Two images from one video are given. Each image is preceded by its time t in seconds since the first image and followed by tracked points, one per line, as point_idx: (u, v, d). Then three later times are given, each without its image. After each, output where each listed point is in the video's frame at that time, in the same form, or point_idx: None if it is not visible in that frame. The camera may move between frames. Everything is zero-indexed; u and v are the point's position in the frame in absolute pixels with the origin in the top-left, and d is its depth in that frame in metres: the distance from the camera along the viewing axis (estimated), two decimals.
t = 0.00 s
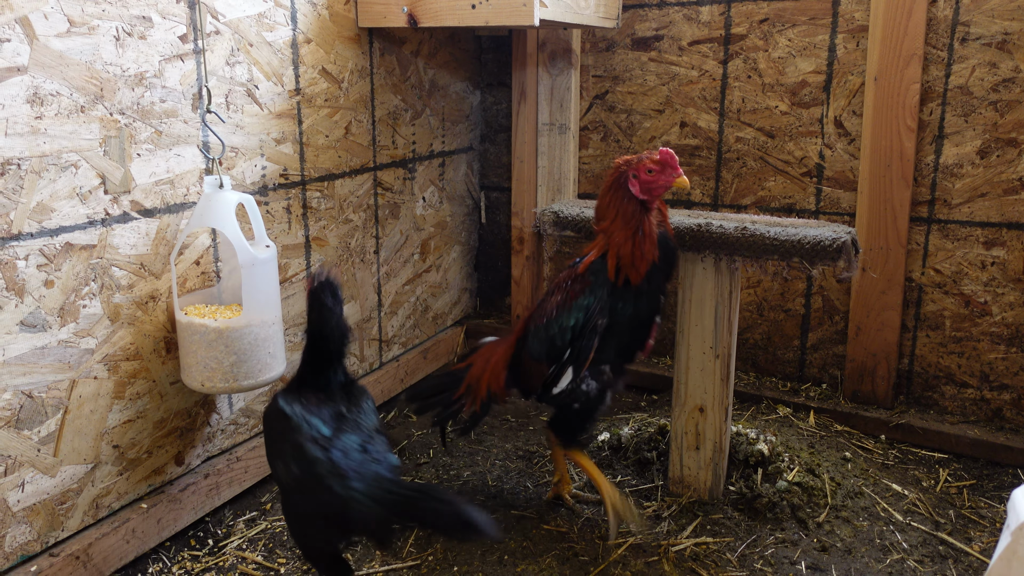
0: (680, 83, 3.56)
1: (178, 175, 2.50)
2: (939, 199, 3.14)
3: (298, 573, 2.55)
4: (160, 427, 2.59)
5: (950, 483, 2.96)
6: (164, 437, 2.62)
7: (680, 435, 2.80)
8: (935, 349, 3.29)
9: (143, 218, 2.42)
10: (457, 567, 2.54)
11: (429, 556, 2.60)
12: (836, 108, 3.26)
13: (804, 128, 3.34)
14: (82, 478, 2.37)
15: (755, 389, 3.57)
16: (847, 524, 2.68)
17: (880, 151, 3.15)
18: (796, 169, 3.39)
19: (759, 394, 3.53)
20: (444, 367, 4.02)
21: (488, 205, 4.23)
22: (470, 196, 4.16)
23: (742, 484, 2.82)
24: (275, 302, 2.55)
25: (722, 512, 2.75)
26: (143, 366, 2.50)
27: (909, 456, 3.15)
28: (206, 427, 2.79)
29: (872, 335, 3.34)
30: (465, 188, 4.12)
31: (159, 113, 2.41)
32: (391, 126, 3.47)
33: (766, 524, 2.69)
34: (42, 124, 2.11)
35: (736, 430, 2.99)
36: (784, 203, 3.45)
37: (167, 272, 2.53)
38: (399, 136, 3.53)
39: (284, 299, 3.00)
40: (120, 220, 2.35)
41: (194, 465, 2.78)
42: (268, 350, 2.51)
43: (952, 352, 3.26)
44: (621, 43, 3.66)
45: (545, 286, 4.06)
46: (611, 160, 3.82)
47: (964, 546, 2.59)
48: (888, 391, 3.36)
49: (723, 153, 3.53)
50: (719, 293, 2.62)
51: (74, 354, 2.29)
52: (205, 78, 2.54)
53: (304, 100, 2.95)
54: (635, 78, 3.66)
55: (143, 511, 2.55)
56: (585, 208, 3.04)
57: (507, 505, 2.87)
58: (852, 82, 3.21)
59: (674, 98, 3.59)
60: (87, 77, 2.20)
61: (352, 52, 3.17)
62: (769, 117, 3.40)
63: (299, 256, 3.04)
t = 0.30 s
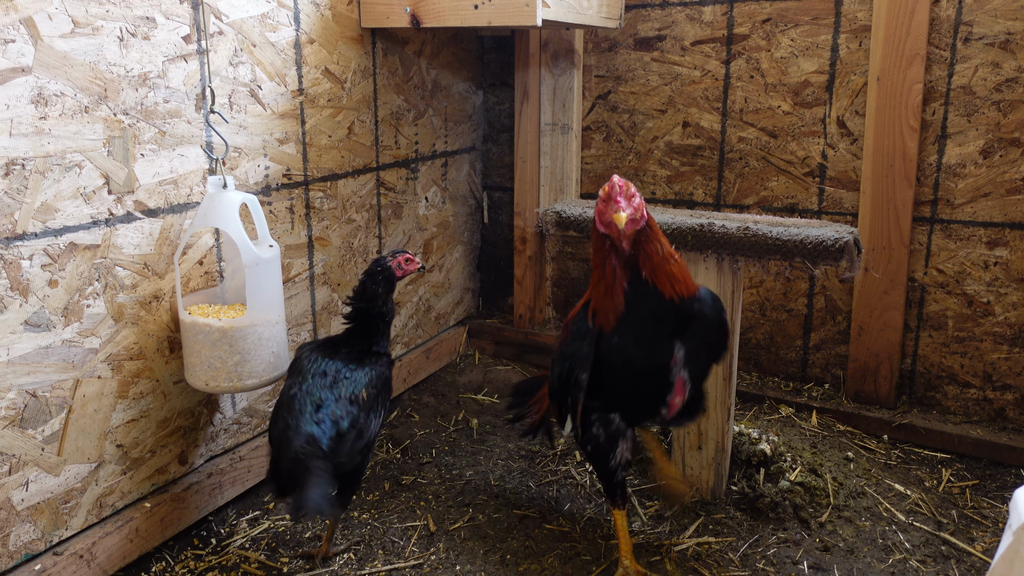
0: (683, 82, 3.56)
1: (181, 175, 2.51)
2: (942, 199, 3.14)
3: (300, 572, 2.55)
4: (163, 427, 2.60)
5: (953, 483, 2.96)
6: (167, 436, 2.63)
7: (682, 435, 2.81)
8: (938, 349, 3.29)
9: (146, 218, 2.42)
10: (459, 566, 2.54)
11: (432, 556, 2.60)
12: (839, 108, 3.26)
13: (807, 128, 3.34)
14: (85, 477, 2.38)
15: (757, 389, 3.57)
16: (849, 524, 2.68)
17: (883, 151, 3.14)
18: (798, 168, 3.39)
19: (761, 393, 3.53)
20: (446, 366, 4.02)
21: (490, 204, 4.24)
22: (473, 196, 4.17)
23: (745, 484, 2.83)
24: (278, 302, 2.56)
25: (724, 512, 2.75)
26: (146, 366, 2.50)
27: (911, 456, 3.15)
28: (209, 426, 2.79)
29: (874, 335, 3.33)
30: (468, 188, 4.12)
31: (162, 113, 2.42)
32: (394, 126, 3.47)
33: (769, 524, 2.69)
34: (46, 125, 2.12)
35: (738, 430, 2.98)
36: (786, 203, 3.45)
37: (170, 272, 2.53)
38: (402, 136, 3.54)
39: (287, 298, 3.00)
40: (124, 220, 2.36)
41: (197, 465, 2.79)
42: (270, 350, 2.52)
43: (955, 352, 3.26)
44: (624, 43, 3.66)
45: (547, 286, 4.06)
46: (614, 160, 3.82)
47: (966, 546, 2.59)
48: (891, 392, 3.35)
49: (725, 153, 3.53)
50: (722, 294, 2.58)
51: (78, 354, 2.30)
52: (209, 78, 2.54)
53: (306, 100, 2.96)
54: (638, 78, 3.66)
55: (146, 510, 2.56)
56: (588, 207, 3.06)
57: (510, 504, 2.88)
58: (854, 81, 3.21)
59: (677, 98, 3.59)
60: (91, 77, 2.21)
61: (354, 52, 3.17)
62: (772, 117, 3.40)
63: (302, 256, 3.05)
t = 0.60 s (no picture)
0: (686, 82, 3.56)
1: (185, 174, 2.51)
2: (946, 198, 3.13)
3: (304, 570, 2.55)
4: (168, 425, 2.61)
5: (957, 483, 2.96)
6: (171, 434, 2.63)
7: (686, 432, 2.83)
8: (941, 348, 3.29)
9: (151, 217, 2.43)
10: (462, 565, 2.55)
11: (435, 554, 2.60)
12: (842, 107, 3.26)
13: (810, 128, 3.34)
14: (90, 475, 2.38)
15: (760, 389, 3.56)
16: (852, 523, 2.68)
17: (887, 150, 3.14)
18: (802, 168, 3.39)
19: (764, 393, 3.52)
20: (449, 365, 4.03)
21: (493, 204, 4.24)
22: (476, 196, 4.17)
23: (748, 484, 2.81)
24: (285, 299, 2.57)
25: (727, 511, 2.75)
26: (151, 364, 2.51)
27: (915, 455, 3.14)
28: (214, 425, 2.80)
29: (878, 335, 3.33)
30: (471, 187, 4.12)
31: (166, 112, 2.42)
32: (398, 125, 3.48)
33: (772, 523, 2.69)
34: (51, 123, 2.13)
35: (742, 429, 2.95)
36: (789, 202, 3.45)
37: (174, 270, 2.54)
38: (405, 135, 3.54)
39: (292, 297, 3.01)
40: (128, 219, 2.36)
41: (201, 463, 2.79)
42: (281, 347, 2.53)
43: (958, 352, 3.25)
44: (627, 42, 3.66)
45: (550, 285, 4.06)
46: (617, 159, 3.82)
47: (970, 545, 2.58)
48: (894, 391, 3.35)
49: (729, 153, 3.53)
50: (725, 292, 2.65)
51: (83, 352, 2.30)
52: (213, 77, 2.55)
53: (310, 99, 2.96)
54: (641, 77, 3.66)
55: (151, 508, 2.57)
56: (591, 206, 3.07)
57: (513, 503, 2.88)
58: (858, 80, 3.20)
59: (680, 97, 3.59)
60: (96, 76, 2.21)
61: (358, 51, 3.17)
62: (775, 117, 3.40)
63: (305, 255, 3.05)
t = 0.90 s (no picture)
0: (689, 81, 3.56)
1: (190, 173, 2.52)
2: (949, 197, 3.13)
3: (308, 568, 2.56)
4: (172, 423, 2.62)
5: (960, 482, 2.95)
6: (175, 432, 2.64)
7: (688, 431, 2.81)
8: (944, 347, 3.29)
9: (155, 215, 2.43)
10: (465, 563, 2.55)
11: (439, 552, 2.61)
12: (845, 107, 3.26)
13: (813, 127, 3.34)
14: (95, 472, 2.39)
15: (763, 388, 3.57)
16: (855, 522, 2.68)
17: (890, 149, 3.14)
18: (805, 167, 3.39)
19: (767, 392, 3.52)
20: (452, 364, 4.03)
21: (497, 203, 4.24)
22: (479, 195, 4.17)
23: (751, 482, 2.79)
24: (293, 297, 2.59)
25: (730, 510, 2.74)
26: (155, 363, 2.52)
27: (918, 454, 3.15)
28: (218, 423, 2.81)
29: (881, 334, 3.33)
30: (474, 186, 4.13)
31: (171, 111, 2.43)
32: (401, 125, 3.49)
33: (776, 522, 2.69)
34: (56, 122, 2.13)
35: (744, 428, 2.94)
36: (793, 202, 3.45)
37: (179, 269, 2.55)
38: (408, 134, 3.55)
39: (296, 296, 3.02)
40: (133, 217, 2.37)
41: (205, 461, 2.80)
42: (289, 343, 2.55)
43: (962, 351, 3.25)
44: (630, 41, 3.66)
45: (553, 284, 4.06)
46: (620, 158, 3.82)
47: (973, 544, 2.59)
48: (897, 390, 3.35)
49: (732, 152, 3.53)
50: (728, 291, 2.63)
51: (88, 350, 2.31)
52: (218, 76, 2.56)
53: (314, 98, 2.97)
54: (644, 76, 3.67)
55: (155, 506, 2.58)
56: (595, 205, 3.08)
57: (516, 501, 2.89)
58: (861, 80, 3.20)
59: (683, 96, 3.59)
60: (101, 75, 2.22)
61: (362, 51, 3.18)
62: (778, 116, 3.40)
63: (309, 254, 3.06)
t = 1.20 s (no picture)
0: (693, 81, 3.56)
1: (194, 173, 2.53)
2: (953, 198, 3.13)
3: (313, 567, 2.57)
4: (177, 422, 2.62)
5: (963, 482, 2.95)
6: (180, 432, 2.65)
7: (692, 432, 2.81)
8: (948, 348, 3.28)
9: (160, 215, 2.44)
10: (469, 563, 2.57)
11: (442, 552, 2.62)
12: (849, 107, 3.26)
13: (817, 127, 3.34)
14: (100, 472, 2.40)
15: (766, 388, 3.56)
16: (859, 522, 2.68)
17: (893, 149, 3.14)
18: (808, 167, 3.39)
19: (770, 392, 3.52)
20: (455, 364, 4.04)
21: (500, 203, 4.25)
22: (482, 194, 4.17)
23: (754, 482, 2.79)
24: (299, 296, 2.60)
25: (734, 509, 2.75)
26: (160, 362, 2.52)
27: (921, 455, 3.15)
28: (222, 422, 2.81)
29: (885, 334, 3.33)
30: (477, 186, 4.13)
31: (176, 111, 2.43)
32: (405, 125, 3.49)
33: (779, 522, 2.69)
34: (62, 122, 2.14)
35: (748, 428, 2.94)
36: (796, 202, 3.45)
37: (183, 268, 2.55)
38: (412, 134, 3.55)
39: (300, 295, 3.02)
40: (138, 217, 2.38)
41: (210, 460, 2.81)
42: (296, 342, 2.56)
43: (965, 352, 3.25)
44: (634, 41, 3.66)
45: (557, 284, 4.07)
46: (623, 158, 3.82)
47: (977, 544, 2.59)
48: (901, 391, 3.35)
49: (735, 152, 3.53)
50: (732, 291, 2.63)
51: (93, 350, 2.32)
52: (222, 76, 2.56)
53: (318, 98, 2.97)
54: (647, 76, 3.67)
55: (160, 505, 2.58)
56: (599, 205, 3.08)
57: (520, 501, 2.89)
58: (864, 80, 3.20)
59: (686, 97, 3.60)
60: (107, 75, 2.23)
61: (365, 51, 3.19)
62: (782, 116, 3.40)
63: (313, 254, 3.06)
